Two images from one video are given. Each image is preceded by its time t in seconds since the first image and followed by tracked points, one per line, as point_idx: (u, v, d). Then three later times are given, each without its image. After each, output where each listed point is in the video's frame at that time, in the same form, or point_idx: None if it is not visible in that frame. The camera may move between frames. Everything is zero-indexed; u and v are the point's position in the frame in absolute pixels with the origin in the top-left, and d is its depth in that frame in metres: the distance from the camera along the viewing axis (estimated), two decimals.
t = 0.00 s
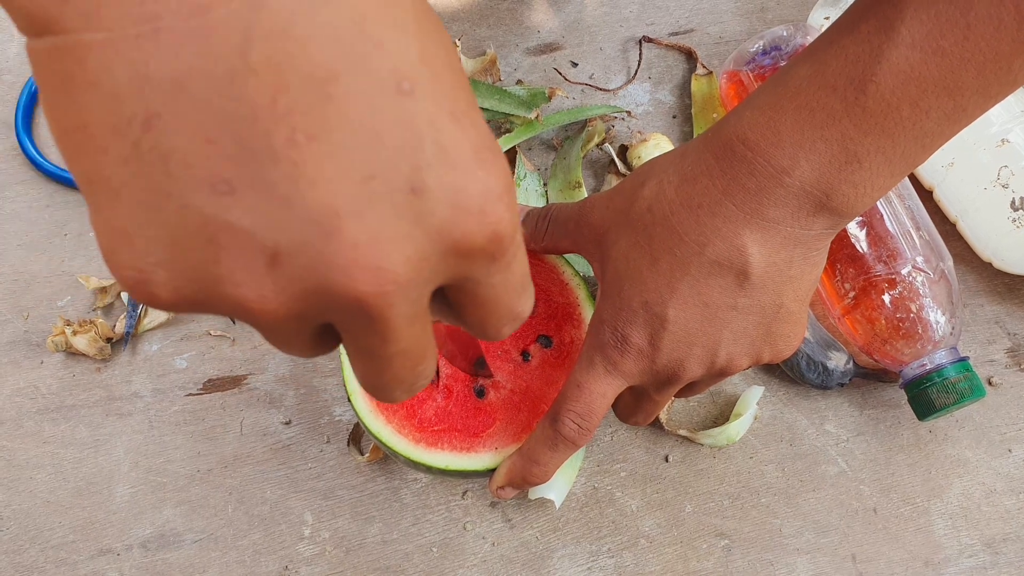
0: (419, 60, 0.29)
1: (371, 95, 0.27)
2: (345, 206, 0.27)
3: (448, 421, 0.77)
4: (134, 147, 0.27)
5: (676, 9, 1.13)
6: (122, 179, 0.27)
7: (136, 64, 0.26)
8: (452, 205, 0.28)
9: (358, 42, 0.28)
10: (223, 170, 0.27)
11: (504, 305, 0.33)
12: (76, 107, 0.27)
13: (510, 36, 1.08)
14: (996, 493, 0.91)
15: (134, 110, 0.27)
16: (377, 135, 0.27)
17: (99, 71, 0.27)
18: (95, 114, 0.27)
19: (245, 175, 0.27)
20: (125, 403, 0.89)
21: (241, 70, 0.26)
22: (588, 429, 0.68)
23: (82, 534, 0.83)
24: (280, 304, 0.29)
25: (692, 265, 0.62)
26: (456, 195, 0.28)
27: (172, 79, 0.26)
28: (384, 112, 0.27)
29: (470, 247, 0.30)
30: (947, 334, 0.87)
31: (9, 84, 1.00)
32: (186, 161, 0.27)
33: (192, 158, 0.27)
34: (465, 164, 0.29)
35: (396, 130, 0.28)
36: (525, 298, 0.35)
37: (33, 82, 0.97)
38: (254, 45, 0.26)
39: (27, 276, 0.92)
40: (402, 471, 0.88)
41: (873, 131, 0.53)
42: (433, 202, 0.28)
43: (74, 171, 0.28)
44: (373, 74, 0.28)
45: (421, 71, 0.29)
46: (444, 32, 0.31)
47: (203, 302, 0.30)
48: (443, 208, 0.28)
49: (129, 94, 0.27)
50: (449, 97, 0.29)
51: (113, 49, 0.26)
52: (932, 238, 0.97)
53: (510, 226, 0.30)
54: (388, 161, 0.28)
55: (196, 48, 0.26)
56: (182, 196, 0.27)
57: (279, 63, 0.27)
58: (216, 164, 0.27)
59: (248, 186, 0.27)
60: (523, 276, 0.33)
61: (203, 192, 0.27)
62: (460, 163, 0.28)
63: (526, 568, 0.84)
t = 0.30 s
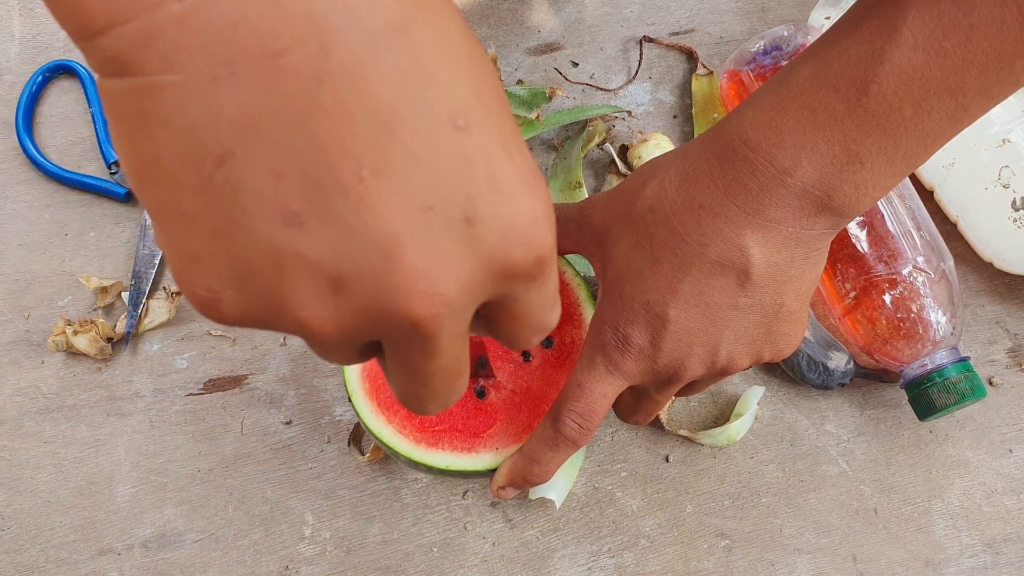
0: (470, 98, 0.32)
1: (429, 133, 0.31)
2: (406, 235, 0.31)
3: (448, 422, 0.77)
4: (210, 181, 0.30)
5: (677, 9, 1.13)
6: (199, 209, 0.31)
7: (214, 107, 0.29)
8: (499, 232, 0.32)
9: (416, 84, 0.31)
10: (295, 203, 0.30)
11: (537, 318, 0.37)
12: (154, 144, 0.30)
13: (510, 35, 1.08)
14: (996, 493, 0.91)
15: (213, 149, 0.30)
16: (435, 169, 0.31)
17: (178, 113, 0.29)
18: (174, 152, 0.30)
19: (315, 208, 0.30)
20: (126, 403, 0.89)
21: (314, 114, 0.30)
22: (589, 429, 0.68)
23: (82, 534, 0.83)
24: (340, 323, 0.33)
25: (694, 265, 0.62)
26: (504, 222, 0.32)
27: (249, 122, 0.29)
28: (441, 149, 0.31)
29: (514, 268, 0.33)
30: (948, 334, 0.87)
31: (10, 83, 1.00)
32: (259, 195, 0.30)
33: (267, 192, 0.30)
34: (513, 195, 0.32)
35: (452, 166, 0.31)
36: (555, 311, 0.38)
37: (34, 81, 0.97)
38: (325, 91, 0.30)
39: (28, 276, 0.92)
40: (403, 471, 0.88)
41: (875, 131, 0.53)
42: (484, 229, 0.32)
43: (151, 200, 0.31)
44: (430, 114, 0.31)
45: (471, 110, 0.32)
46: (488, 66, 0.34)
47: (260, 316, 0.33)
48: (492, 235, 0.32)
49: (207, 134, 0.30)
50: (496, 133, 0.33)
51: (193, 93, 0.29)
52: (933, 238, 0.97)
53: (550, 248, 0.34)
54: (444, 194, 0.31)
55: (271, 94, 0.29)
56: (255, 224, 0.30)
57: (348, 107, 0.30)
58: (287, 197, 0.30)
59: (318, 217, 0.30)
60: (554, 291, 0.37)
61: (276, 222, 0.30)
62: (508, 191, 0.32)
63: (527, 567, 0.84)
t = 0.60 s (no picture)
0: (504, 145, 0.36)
1: (471, 177, 0.35)
2: (448, 268, 0.35)
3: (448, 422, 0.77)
4: (269, 222, 0.34)
5: (678, 9, 1.13)
6: (257, 246, 0.34)
7: (278, 156, 0.33)
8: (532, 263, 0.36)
9: (459, 135, 0.35)
10: (349, 240, 0.34)
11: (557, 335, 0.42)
12: (220, 190, 0.34)
13: (511, 36, 1.08)
14: (997, 493, 0.91)
15: (274, 193, 0.33)
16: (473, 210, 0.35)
17: (244, 162, 0.33)
18: (237, 197, 0.33)
19: (368, 244, 0.34)
20: (127, 404, 0.89)
21: (368, 162, 0.33)
22: (590, 430, 0.68)
23: (84, 534, 0.83)
24: (381, 344, 0.37)
25: (694, 266, 0.62)
26: (536, 254, 0.36)
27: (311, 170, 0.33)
28: (481, 191, 0.35)
29: (543, 294, 0.38)
30: (949, 334, 0.87)
31: (10, 84, 1.00)
32: (316, 233, 0.34)
33: (323, 231, 0.34)
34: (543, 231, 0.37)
35: (488, 206, 0.35)
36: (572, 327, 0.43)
37: (35, 82, 0.97)
38: (379, 141, 0.33)
39: (29, 276, 0.92)
40: (404, 471, 0.88)
41: (876, 132, 0.53)
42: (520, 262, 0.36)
43: (213, 240, 0.35)
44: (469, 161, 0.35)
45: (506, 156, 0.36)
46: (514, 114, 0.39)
47: (307, 340, 0.37)
48: (526, 266, 0.36)
49: (269, 181, 0.33)
50: (526, 175, 0.37)
51: (258, 145, 0.33)
52: (934, 238, 0.97)
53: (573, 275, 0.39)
54: (483, 231, 0.35)
55: (329, 145, 0.33)
56: (312, 260, 0.34)
57: (399, 156, 0.34)
58: (343, 236, 0.34)
59: (369, 253, 0.34)
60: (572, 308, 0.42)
61: (331, 258, 0.34)
62: (536, 227, 0.37)
63: (528, 568, 0.84)
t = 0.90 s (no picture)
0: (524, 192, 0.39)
1: (493, 225, 0.38)
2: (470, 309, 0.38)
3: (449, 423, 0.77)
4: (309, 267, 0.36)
5: (679, 9, 1.13)
6: (296, 289, 0.37)
7: (318, 207, 0.36)
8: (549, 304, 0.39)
9: (483, 186, 0.37)
10: (381, 284, 0.37)
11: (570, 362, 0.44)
12: (262, 236, 0.36)
13: (511, 36, 1.08)
14: (997, 494, 0.91)
15: (313, 241, 0.36)
16: (496, 255, 0.38)
17: (286, 212, 0.36)
18: (279, 244, 0.36)
19: (399, 288, 0.37)
20: (126, 404, 0.89)
21: (401, 212, 0.36)
22: (590, 433, 0.68)
23: (82, 534, 0.83)
24: (404, 371, 0.39)
25: (694, 268, 0.62)
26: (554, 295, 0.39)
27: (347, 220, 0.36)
28: (503, 238, 0.38)
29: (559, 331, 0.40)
30: (950, 335, 0.87)
31: (9, 83, 1.00)
32: (351, 277, 0.36)
33: (358, 276, 0.37)
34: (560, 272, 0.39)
35: (510, 251, 0.38)
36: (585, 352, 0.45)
37: (34, 81, 0.97)
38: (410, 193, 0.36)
39: (29, 276, 0.92)
40: (403, 471, 0.88)
41: (877, 133, 0.53)
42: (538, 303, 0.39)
43: (254, 281, 0.38)
44: (494, 210, 0.38)
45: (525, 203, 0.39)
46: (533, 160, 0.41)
47: (335, 369, 0.40)
48: (543, 306, 0.39)
49: (309, 229, 0.36)
50: (544, 220, 0.40)
51: (300, 197, 0.35)
52: (934, 239, 0.97)
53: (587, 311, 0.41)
54: (504, 275, 0.38)
55: (365, 197, 0.36)
56: (347, 302, 0.37)
57: (428, 207, 0.36)
58: (376, 281, 0.37)
59: (398, 295, 0.37)
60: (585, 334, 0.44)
61: (365, 301, 0.37)
62: (554, 268, 0.39)
63: (528, 569, 0.84)
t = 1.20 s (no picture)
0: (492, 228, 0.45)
1: (463, 259, 0.43)
2: (441, 333, 0.44)
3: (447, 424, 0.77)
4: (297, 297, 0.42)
5: (679, 9, 1.12)
6: (286, 316, 0.43)
7: (305, 246, 0.41)
8: (513, 327, 0.45)
9: (454, 224, 0.43)
10: (361, 312, 0.43)
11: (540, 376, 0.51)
12: (254, 271, 0.42)
13: (512, 35, 1.08)
14: (997, 494, 0.91)
15: (300, 274, 0.41)
16: (467, 285, 0.44)
17: (275, 248, 0.41)
18: (269, 277, 0.42)
19: (377, 316, 0.43)
20: (126, 404, 0.88)
21: (379, 248, 0.42)
22: (587, 437, 0.68)
23: (82, 534, 0.83)
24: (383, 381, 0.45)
25: (691, 270, 0.62)
26: (520, 320, 0.45)
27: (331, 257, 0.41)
28: (472, 271, 0.44)
29: (526, 351, 0.47)
30: (950, 335, 0.87)
31: (9, 83, 1.00)
32: (335, 306, 0.42)
33: (342, 305, 0.42)
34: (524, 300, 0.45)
35: (479, 282, 0.44)
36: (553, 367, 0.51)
37: (34, 80, 0.97)
38: (389, 233, 0.42)
39: (29, 275, 0.92)
40: (403, 471, 0.87)
41: (873, 134, 0.53)
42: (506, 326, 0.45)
43: (247, 307, 0.43)
44: (466, 246, 0.44)
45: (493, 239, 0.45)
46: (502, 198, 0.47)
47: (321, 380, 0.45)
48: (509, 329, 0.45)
49: (297, 265, 0.41)
50: (512, 252, 0.46)
51: (289, 237, 0.41)
52: (934, 239, 0.97)
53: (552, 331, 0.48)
54: (473, 303, 0.44)
55: (347, 236, 0.41)
56: (332, 328, 0.43)
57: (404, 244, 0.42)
58: (357, 310, 0.43)
59: (375, 322, 0.43)
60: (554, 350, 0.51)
61: (347, 327, 0.43)
62: (521, 296, 0.45)
63: (527, 569, 0.84)
